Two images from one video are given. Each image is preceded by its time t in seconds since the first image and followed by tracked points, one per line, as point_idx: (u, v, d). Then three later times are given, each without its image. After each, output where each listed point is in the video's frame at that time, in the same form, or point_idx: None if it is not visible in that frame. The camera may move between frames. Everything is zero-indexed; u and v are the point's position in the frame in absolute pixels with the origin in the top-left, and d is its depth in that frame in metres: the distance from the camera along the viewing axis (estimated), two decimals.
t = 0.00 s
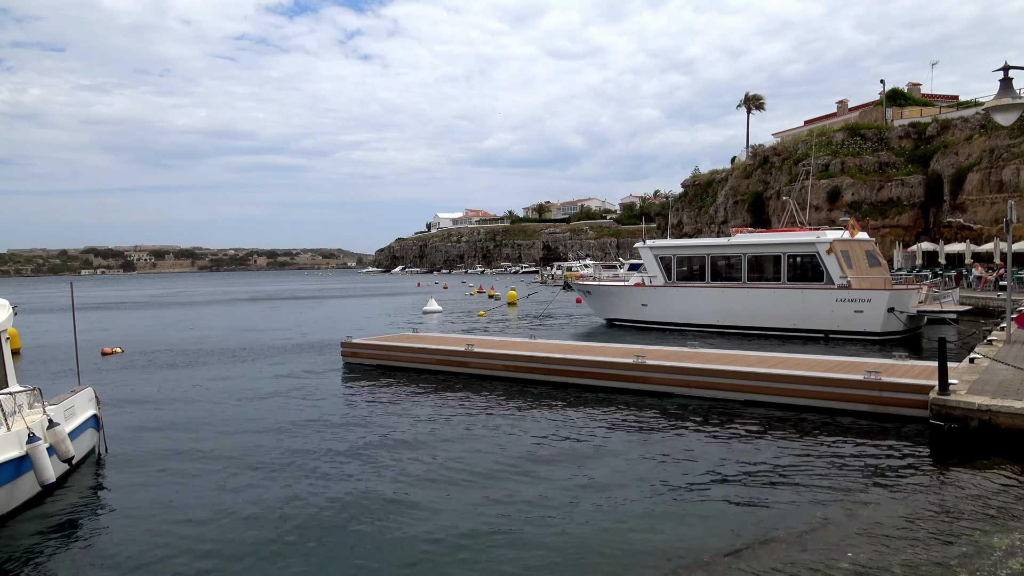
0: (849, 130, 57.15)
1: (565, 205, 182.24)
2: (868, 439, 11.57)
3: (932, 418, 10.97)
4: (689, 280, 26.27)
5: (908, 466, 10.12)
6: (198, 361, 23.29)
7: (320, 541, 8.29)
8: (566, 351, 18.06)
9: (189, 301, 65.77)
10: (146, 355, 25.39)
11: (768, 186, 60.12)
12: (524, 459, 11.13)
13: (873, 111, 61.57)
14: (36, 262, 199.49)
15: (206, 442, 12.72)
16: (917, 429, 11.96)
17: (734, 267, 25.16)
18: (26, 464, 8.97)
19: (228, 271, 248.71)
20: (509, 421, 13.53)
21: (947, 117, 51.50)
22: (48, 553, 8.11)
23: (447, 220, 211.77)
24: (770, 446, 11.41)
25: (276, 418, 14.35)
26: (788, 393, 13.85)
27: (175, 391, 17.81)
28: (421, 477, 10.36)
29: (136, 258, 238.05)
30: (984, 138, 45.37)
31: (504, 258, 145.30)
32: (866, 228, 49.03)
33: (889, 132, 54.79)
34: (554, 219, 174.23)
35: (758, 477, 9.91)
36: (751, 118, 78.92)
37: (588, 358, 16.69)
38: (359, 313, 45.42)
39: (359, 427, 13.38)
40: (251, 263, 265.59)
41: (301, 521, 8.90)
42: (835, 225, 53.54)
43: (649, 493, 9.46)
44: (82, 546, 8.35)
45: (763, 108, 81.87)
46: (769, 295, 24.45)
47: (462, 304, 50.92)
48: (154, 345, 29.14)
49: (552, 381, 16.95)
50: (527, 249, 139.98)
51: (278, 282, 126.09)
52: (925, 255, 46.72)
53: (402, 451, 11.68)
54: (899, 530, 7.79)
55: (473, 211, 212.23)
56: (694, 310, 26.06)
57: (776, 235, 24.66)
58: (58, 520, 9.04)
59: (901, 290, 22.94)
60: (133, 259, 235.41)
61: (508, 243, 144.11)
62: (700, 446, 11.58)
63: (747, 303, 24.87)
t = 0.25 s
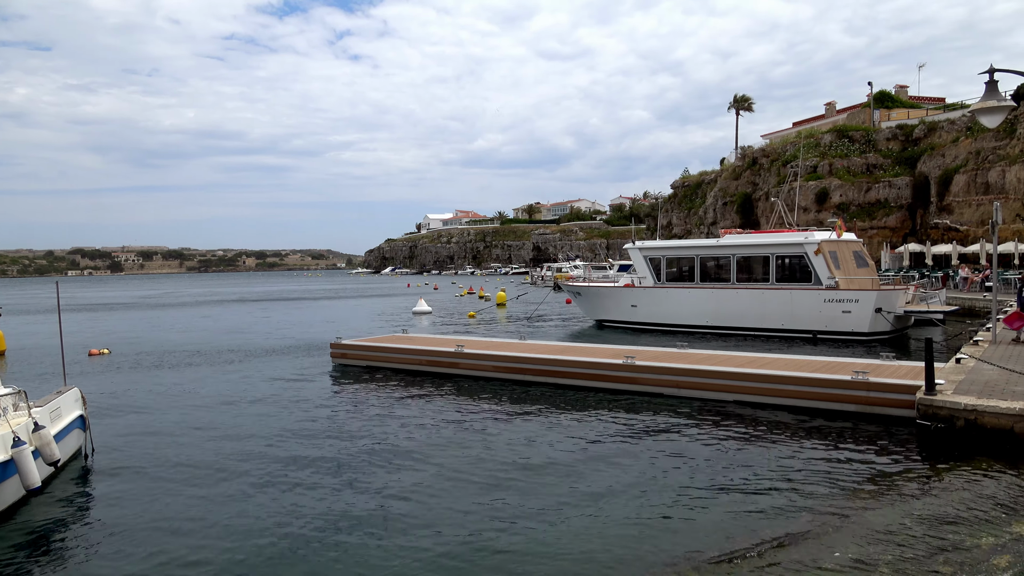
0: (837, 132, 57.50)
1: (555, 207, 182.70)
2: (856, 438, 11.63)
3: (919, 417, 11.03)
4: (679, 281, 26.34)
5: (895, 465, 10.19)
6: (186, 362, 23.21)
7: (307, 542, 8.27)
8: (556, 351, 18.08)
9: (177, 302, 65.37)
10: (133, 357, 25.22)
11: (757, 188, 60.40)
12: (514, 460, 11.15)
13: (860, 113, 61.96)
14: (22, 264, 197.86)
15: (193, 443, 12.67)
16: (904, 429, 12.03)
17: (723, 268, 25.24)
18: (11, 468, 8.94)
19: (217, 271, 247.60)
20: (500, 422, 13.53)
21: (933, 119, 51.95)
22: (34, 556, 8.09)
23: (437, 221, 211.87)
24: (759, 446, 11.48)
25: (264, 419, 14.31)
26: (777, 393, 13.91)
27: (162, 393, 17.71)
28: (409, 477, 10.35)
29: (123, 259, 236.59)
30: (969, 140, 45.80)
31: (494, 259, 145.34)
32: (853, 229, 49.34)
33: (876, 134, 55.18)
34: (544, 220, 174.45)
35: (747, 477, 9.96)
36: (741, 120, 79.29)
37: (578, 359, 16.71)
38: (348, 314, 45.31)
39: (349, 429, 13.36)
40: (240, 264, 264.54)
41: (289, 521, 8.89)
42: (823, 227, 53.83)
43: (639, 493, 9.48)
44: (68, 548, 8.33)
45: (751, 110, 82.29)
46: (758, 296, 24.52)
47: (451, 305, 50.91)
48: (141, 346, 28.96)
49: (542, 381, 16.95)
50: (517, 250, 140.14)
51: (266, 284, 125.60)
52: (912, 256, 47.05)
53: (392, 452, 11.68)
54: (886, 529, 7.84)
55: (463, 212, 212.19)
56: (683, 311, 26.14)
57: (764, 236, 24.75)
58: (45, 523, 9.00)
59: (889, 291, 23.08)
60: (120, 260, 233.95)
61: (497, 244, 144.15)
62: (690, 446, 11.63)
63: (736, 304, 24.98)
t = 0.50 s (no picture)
0: (825, 134, 57.86)
1: (544, 208, 182.85)
2: (842, 438, 11.71)
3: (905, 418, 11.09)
4: (668, 282, 26.42)
5: (881, 465, 10.25)
6: (172, 364, 23.06)
7: (294, 546, 8.23)
8: (545, 352, 18.11)
9: (164, 303, 64.90)
10: (119, 358, 25.03)
11: (746, 189, 60.67)
12: (504, 461, 11.15)
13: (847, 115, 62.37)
14: (7, 264, 196.04)
15: (180, 446, 12.59)
16: (890, 429, 12.10)
17: (712, 269, 25.33)
18: None
19: (204, 272, 246.35)
20: (489, 423, 13.53)
21: (920, 122, 52.37)
22: (19, 561, 8.02)
23: (426, 221, 211.67)
24: (747, 446, 11.54)
25: (252, 421, 14.24)
26: (765, 393, 13.99)
27: (149, 395, 17.59)
28: (398, 479, 10.34)
29: (109, 260, 234.93)
30: (955, 142, 46.25)
31: (484, 260, 145.30)
32: (840, 231, 49.65)
33: (863, 136, 55.58)
34: (534, 221, 174.55)
35: (736, 477, 10.01)
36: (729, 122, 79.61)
37: (567, 360, 16.74)
38: (337, 315, 45.16)
39: (338, 430, 13.33)
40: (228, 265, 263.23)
41: (276, 524, 8.84)
42: (810, 228, 54.15)
43: (627, 494, 9.50)
44: (54, 552, 8.27)
45: (740, 112, 82.68)
46: (747, 297, 24.62)
47: (441, 306, 50.84)
48: (127, 347, 28.73)
49: (531, 382, 16.97)
50: (506, 251, 140.19)
51: (254, 284, 124.94)
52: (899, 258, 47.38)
53: (381, 454, 11.65)
54: (870, 528, 7.89)
55: (453, 213, 212.16)
56: (672, 312, 26.21)
57: (753, 238, 24.84)
58: (30, 527, 8.93)
59: (876, 292, 23.23)
60: (107, 261, 232.30)
61: (487, 245, 144.13)
62: (679, 446, 11.68)
63: (725, 305, 25.07)
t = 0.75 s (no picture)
0: (810, 137, 58.28)
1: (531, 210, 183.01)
2: (828, 440, 11.77)
3: (888, 419, 11.18)
4: (655, 283, 26.49)
5: (866, 467, 10.32)
6: (156, 365, 22.84)
7: (280, 546, 8.16)
8: (532, 354, 18.10)
9: (147, 304, 64.32)
10: (102, 360, 24.77)
11: (732, 192, 60.98)
12: (491, 463, 11.13)
13: (832, 119, 62.83)
14: None
15: (164, 447, 12.47)
16: (874, 430, 12.19)
17: (698, 271, 25.43)
18: None
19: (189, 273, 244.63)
20: (475, 425, 13.51)
21: (904, 125, 52.85)
22: None
23: (414, 223, 211.32)
24: (733, 447, 11.59)
25: (237, 422, 14.12)
26: (750, 395, 14.05)
27: (132, 396, 17.41)
28: (385, 480, 10.28)
29: (93, 261, 232.81)
30: (938, 146, 46.74)
31: (471, 262, 145.20)
32: (826, 233, 49.97)
33: (848, 139, 56.02)
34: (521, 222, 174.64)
35: (722, 478, 10.05)
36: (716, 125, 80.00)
37: (554, 361, 16.75)
38: (323, 316, 44.96)
39: (324, 432, 13.25)
40: (213, 266, 261.55)
41: (262, 525, 8.76)
42: (796, 231, 54.48)
43: (616, 496, 9.51)
44: (34, 554, 8.17)
45: (726, 115, 83.14)
46: (733, 299, 24.73)
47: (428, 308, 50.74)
48: (111, 349, 28.45)
49: (518, 383, 16.97)
50: (493, 253, 140.17)
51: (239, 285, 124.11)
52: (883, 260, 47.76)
53: (367, 456, 11.59)
54: (856, 530, 7.93)
55: (440, 214, 211.98)
56: (659, 314, 26.28)
57: (739, 240, 24.96)
58: (9, 529, 8.82)
59: (860, 293, 23.42)
60: (90, 262, 230.24)
61: (474, 247, 144.04)
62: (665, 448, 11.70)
63: (711, 307, 25.19)
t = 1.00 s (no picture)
0: (797, 140, 58.64)
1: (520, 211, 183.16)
2: (815, 440, 11.86)
3: (875, 420, 11.25)
4: (643, 285, 26.56)
5: (852, 467, 10.40)
6: (142, 366, 22.66)
7: (268, 547, 8.13)
8: (520, 355, 18.10)
9: (133, 305, 63.82)
10: (87, 361, 24.55)
11: (720, 194, 61.24)
12: (479, 464, 11.12)
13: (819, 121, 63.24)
14: None
15: (151, 448, 12.38)
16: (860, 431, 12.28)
17: (686, 273, 25.51)
18: None
19: (176, 274, 243.09)
20: (464, 426, 13.49)
21: (890, 129, 53.26)
22: None
23: (402, 224, 211.02)
24: (720, 448, 11.64)
25: (224, 423, 14.04)
26: (738, 396, 14.11)
27: (117, 398, 17.26)
28: (374, 482, 10.27)
29: (78, 261, 230.89)
30: (924, 149, 47.16)
31: (460, 263, 145.09)
32: (812, 236, 50.28)
33: (835, 142, 56.40)
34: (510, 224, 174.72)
35: (710, 479, 10.08)
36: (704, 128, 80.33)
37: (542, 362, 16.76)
38: (311, 317, 44.79)
39: (312, 433, 13.20)
40: (200, 267, 260.01)
41: (250, 527, 8.72)
42: (783, 233, 54.77)
43: (604, 496, 9.54)
44: (17, 555, 8.09)
45: (714, 117, 83.51)
46: (721, 300, 24.82)
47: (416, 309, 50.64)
48: (96, 350, 28.22)
49: (507, 385, 16.97)
50: (482, 254, 140.12)
51: (226, 286, 123.35)
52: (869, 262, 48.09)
53: (355, 457, 11.55)
54: (842, 529, 7.99)
55: (429, 215, 211.72)
56: (647, 315, 26.35)
57: (727, 242, 25.06)
58: None
59: (846, 296, 23.58)
60: (75, 262, 228.33)
61: (463, 248, 143.92)
62: (652, 448, 11.74)
63: (699, 308, 25.28)
